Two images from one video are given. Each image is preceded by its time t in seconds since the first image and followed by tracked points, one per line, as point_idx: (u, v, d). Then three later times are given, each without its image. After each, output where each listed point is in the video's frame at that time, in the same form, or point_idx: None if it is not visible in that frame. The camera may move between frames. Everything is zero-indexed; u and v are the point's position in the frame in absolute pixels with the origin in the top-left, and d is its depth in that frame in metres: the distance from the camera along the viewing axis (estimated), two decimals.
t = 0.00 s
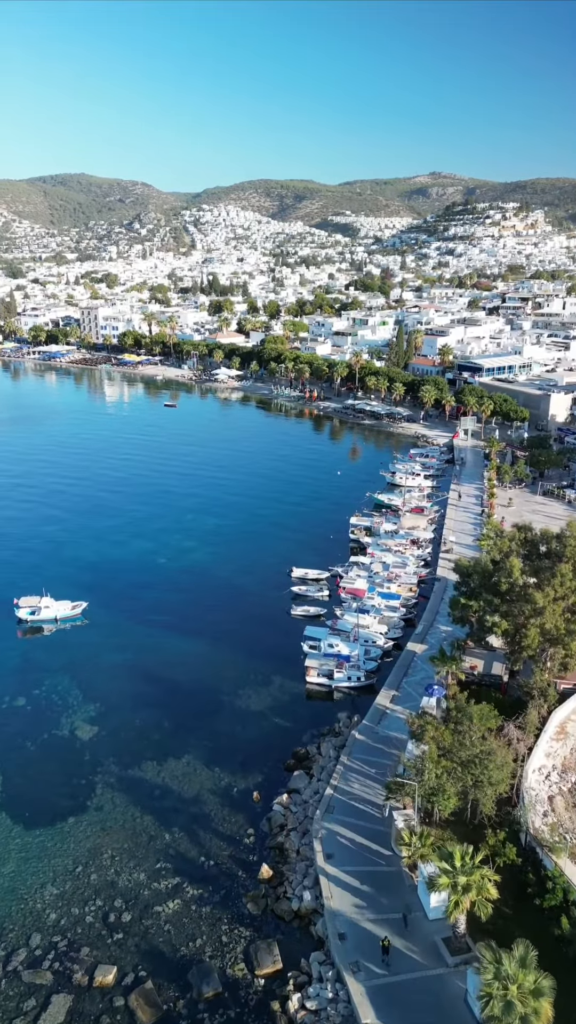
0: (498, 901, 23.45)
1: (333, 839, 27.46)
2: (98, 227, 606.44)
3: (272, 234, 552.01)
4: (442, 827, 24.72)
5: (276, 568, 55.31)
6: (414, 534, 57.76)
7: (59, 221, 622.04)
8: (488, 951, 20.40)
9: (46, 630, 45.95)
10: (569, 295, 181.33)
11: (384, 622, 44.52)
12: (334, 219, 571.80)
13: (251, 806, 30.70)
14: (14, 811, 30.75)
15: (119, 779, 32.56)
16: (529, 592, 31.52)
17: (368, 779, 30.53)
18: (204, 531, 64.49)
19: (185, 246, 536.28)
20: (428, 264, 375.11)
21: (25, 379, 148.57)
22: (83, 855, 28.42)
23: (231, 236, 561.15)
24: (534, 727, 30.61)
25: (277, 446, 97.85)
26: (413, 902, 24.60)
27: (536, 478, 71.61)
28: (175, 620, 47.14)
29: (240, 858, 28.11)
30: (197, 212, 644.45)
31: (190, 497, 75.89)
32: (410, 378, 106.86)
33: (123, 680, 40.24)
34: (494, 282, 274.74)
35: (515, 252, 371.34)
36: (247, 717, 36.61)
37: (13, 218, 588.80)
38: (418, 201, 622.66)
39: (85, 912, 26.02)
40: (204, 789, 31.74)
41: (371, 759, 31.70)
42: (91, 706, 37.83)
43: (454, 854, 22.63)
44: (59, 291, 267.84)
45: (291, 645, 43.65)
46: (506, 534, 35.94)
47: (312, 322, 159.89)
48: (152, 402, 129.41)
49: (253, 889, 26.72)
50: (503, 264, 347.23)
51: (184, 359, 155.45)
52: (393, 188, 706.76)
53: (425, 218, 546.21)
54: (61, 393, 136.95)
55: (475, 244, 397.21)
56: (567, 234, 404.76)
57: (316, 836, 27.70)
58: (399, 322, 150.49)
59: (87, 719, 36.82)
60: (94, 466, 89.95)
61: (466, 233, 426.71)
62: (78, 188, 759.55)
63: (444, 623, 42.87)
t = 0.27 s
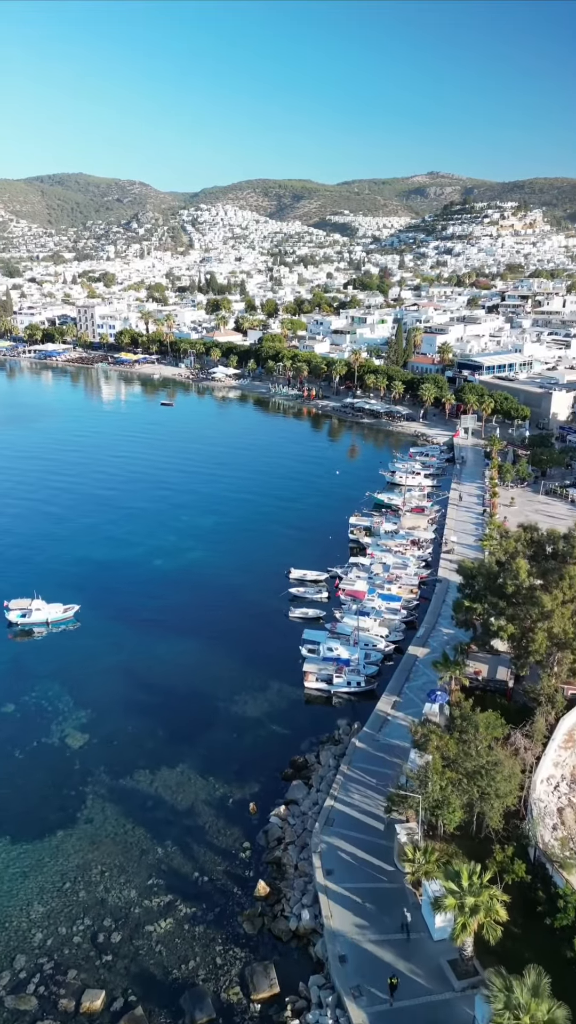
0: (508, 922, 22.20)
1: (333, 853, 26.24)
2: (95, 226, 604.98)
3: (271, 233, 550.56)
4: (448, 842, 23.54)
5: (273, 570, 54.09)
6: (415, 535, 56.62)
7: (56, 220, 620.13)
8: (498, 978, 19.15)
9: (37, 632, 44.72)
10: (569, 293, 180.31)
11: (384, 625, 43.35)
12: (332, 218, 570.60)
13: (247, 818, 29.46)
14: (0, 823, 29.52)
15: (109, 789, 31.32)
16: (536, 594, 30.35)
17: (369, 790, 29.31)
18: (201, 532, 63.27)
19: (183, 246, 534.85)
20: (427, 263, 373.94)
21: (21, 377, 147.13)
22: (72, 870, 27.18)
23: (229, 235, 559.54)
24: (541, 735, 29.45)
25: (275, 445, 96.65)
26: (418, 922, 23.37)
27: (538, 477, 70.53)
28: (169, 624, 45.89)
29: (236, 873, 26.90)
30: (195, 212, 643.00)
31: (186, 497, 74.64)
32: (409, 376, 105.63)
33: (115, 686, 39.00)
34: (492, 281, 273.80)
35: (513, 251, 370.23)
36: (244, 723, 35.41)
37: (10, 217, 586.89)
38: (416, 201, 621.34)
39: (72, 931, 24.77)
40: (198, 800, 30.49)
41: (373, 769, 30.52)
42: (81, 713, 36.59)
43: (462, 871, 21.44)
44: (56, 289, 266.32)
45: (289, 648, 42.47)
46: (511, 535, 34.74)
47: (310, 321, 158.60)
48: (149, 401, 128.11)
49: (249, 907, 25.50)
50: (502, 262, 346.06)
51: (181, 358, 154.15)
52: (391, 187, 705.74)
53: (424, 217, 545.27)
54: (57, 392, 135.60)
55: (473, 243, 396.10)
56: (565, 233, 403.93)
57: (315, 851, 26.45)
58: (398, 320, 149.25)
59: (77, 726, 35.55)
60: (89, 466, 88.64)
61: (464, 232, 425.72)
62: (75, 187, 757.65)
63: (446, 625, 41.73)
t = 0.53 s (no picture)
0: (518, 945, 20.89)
1: (332, 870, 24.98)
2: (93, 226, 603.53)
3: (269, 233, 549.32)
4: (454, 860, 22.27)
5: (270, 571, 52.88)
6: (415, 535, 55.48)
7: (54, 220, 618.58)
8: (509, 1009, 17.83)
9: (27, 636, 43.46)
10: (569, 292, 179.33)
11: (385, 628, 42.18)
12: (330, 218, 569.57)
13: (243, 831, 28.25)
14: None
15: (99, 800, 30.08)
16: (544, 597, 29.14)
17: (370, 802, 28.10)
18: (197, 532, 62.02)
19: (181, 245, 533.77)
20: (425, 263, 372.87)
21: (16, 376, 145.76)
22: (59, 888, 25.93)
23: (227, 234, 558.22)
24: (549, 743, 28.30)
25: (273, 444, 95.44)
26: (421, 944, 22.15)
27: (540, 476, 69.41)
28: (163, 627, 44.61)
29: (230, 891, 25.67)
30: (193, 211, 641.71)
31: (182, 496, 73.40)
32: (409, 374, 104.42)
33: (107, 691, 37.73)
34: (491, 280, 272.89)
35: (512, 250, 369.30)
36: (239, 730, 34.21)
37: (8, 216, 585.21)
38: (415, 201, 619.86)
39: (58, 953, 23.51)
40: (192, 813, 29.24)
41: (374, 780, 29.29)
42: (71, 720, 35.32)
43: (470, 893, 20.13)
44: (53, 288, 264.90)
45: (287, 652, 41.30)
46: (517, 536, 33.52)
47: (308, 319, 157.38)
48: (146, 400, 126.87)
49: (245, 927, 24.27)
50: (501, 262, 345.04)
51: (178, 356, 152.88)
52: (389, 187, 704.82)
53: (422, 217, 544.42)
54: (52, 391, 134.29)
55: (471, 242, 395.21)
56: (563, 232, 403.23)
57: (314, 866, 25.19)
58: (397, 319, 148.11)
59: (67, 734, 34.27)
60: (84, 466, 87.37)
61: (463, 231, 424.82)
62: (73, 187, 756.28)
63: (448, 628, 40.58)
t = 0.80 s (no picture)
0: (528, 971, 19.63)
1: (332, 888, 23.74)
2: (92, 226, 602.37)
3: (268, 232, 547.93)
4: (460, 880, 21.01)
5: (268, 573, 51.71)
6: (417, 536, 54.27)
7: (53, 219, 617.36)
8: None
9: (18, 640, 42.27)
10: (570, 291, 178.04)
11: (386, 632, 41.00)
12: (330, 217, 568.30)
13: (238, 846, 27.03)
14: None
15: (89, 812, 28.88)
16: (553, 602, 27.84)
17: (371, 815, 26.88)
18: (193, 533, 60.73)
19: (181, 245, 532.68)
20: (425, 262, 371.50)
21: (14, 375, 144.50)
22: (45, 906, 24.73)
23: (226, 234, 556.83)
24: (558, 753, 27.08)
25: (272, 443, 94.26)
26: (426, 968, 20.93)
27: (544, 475, 68.16)
28: (158, 629, 43.44)
29: (225, 910, 24.47)
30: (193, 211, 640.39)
31: (179, 496, 72.22)
32: (409, 373, 103.16)
33: (99, 697, 36.54)
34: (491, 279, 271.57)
35: (512, 250, 367.97)
36: (236, 739, 33.00)
37: (7, 216, 583.93)
38: (414, 200, 618.57)
39: (43, 977, 22.32)
40: (185, 826, 28.02)
41: (375, 792, 28.07)
42: (61, 727, 34.11)
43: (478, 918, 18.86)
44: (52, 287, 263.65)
45: (285, 656, 40.12)
46: (523, 536, 32.21)
47: (308, 317, 156.07)
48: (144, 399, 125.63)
49: (239, 949, 23.07)
50: (501, 261, 343.41)
51: (177, 355, 151.61)
52: (389, 187, 703.68)
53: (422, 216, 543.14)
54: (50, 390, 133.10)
55: (472, 241, 393.87)
56: (564, 232, 401.96)
57: (312, 884, 23.96)
58: (397, 317, 146.86)
59: (57, 742, 32.99)
60: (80, 465, 86.21)
61: (463, 231, 423.60)
62: (72, 187, 755.45)
63: (451, 632, 39.40)
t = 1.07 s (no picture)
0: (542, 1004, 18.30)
1: (332, 910, 22.48)
2: (92, 226, 601.38)
3: (269, 232, 546.47)
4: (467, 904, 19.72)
5: (267, 574, 50.52)
6: (420, 537, 53.07)
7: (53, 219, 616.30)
8: None
9: (9, 645, 41.04)
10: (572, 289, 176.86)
11: (387, 636, 39.81)
12: (330, 217, 567.14)
13: (234, 863, 25.84)
14: None
15: (80, 826, 27.67)
16: (564, 608, 26.61)
17: (373, 831, 25.66)
18: (191, 534, 59.57)
19: (181, 245, 531.60)
20: (426, 262, 370.23)
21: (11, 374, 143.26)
22: (31, 928, 23.51)
23: (226, 233, 555.53)
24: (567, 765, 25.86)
25: (271, 443, 93.14)
26: (432, 998, 19.62)
27: (549, 475, 66.96)
28: (154, 633, 42.26)
29: (220, 932, 23.25)
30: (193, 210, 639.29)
31: (177, 496, 71.10)
32: (411, 371, 101.96)
33: (92, 704, 35.33)
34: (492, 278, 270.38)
35: (512, 250, 366.72)
36: (232, 749, 31.77)
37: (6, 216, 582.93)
38: (415, 200, 617.43)
39: (28, 1005, 21.14)
40: (179, 841, 26.85)
41: (378, 807, 26.79)
42: (51, 735, 32.84)
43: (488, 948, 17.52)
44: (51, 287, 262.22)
45: (284, 661, 38.93)
46: (531, 538, 30.97)
47: (308, 317, 154.88)
48: (143, 398, 124.52)
49: (235, 975, 21.85)
50: (502, 261, 341.94)
51: (176, 354, 150.41)
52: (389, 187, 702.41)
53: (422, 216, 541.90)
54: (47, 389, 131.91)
55: (472, 241, 392.52)
56: (564, 231, 400.57)
57: (311, 905, 22.70)
58: (398, 315, 145.70)
59: (47, 752, 31.68)
60: (77, 465, 85.19)
61: (463, 230, 422.33)
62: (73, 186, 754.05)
63: (455, 637, 38.17)
